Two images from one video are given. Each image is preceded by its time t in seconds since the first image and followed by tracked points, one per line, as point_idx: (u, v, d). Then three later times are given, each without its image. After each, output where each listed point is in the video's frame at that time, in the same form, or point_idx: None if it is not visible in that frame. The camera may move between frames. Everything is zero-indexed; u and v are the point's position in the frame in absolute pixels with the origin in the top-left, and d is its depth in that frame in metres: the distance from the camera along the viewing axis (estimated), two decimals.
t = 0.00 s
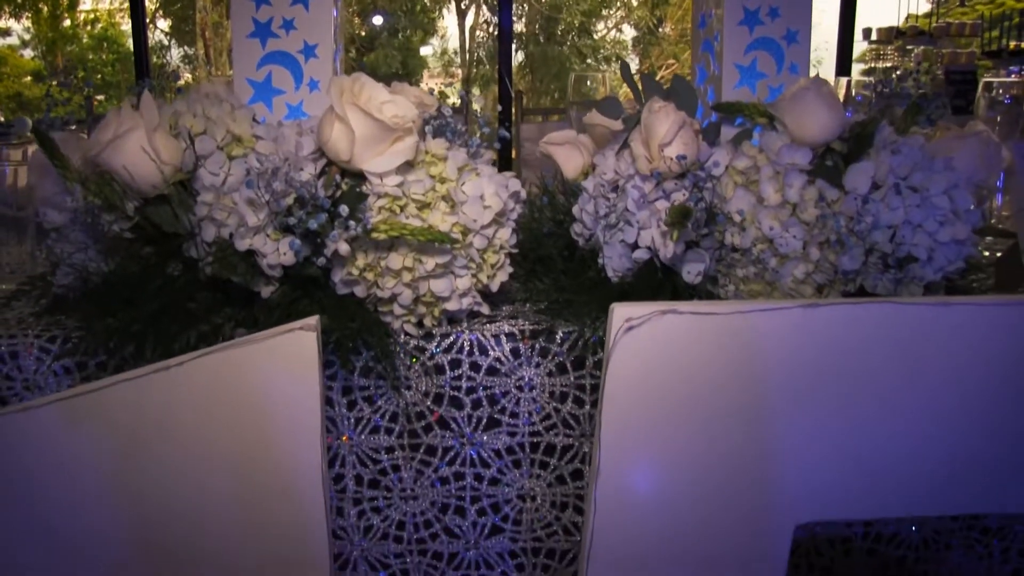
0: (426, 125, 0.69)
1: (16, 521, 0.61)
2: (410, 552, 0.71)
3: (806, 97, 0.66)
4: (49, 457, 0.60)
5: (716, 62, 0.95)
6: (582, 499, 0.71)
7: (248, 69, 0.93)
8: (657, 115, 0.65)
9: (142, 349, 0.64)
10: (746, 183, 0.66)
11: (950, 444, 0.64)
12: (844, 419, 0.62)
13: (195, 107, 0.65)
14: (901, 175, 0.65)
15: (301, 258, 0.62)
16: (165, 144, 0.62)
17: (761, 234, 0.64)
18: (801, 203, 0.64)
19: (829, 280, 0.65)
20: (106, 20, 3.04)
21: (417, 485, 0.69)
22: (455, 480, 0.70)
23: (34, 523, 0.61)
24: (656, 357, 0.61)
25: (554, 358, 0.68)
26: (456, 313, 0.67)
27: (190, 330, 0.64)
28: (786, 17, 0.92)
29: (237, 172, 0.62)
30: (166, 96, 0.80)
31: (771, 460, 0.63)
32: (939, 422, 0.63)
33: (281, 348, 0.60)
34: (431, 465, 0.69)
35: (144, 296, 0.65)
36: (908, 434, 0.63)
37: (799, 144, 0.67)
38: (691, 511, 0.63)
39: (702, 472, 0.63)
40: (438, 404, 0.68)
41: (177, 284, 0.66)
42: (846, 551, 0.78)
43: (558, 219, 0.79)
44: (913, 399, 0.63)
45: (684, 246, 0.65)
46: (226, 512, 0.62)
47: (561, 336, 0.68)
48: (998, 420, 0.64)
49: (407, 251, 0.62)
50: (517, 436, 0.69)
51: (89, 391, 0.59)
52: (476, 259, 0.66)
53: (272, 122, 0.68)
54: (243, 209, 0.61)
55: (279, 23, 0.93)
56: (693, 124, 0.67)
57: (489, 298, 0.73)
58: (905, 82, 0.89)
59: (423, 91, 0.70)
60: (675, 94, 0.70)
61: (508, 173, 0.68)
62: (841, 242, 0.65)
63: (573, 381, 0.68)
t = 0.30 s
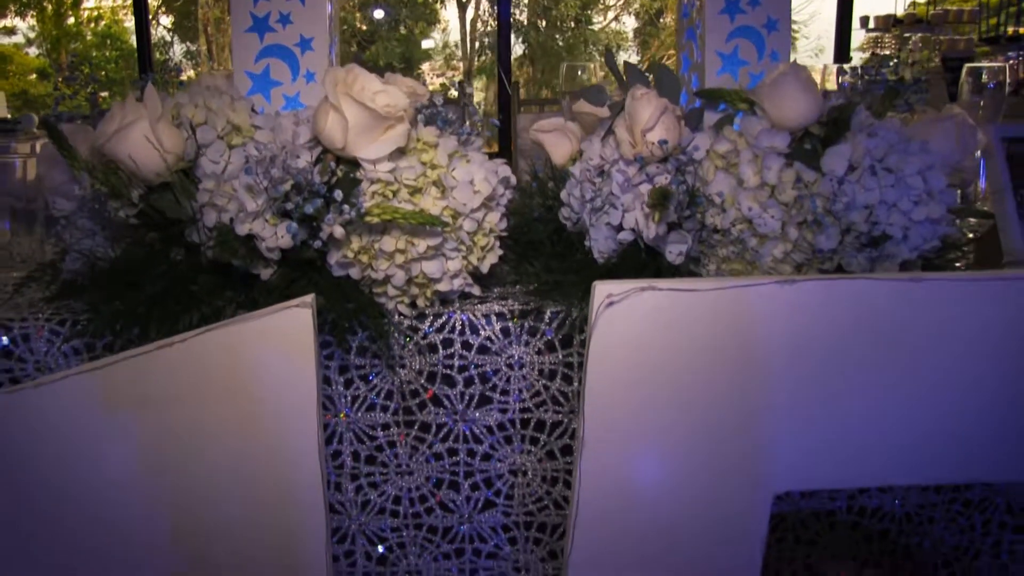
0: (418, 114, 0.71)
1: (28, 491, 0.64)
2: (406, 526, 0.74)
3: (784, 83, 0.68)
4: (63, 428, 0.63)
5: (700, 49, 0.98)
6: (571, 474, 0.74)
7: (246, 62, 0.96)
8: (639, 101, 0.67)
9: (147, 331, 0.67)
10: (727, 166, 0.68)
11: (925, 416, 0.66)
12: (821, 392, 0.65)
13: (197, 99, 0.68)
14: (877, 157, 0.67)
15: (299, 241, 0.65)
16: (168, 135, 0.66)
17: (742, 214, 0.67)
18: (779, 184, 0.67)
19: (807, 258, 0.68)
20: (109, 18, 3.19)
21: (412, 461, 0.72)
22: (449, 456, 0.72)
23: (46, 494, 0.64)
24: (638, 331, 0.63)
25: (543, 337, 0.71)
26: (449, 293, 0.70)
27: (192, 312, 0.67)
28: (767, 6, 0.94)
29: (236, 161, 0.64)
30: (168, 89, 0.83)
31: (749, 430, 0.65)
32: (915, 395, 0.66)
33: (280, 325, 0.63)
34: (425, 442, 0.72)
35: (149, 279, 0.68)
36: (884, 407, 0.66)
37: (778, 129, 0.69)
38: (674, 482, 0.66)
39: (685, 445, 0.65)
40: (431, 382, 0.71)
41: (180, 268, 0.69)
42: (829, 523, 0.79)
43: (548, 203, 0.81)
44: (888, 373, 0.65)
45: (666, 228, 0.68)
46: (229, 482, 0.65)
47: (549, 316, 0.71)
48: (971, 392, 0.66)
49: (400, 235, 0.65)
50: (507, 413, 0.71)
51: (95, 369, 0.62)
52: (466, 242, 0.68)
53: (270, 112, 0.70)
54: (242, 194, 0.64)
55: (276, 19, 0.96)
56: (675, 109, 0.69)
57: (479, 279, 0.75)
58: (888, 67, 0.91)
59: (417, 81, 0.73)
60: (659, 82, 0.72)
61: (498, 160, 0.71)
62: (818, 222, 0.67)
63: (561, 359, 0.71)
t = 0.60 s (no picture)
0: (419, 113, 0.75)
1: (52, 467, 0.68)
2: (409, 505, 0.78)
3: (768, 83, 0.72)
4: (84, 407, 0.67)
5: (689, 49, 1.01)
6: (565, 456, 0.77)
7: (257, 64, 1.00)
8: (629, 100, 0.71)
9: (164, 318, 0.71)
10: (714, 162, 0.71)
11: (903, 398, 0.70)
12: (804, 376, 0.68)
13: (210, 99, 0.72)
14: (856, 152, 0.70)
15: (307, 232, 0.69)
16: (182, 131, 0.69)
17: (727, 207, 0.69)
18: (762, 179, 0.69)
19: (789, 249, 0.71)
20: (120, 17, 3.19)
21: (414, 442, 0.76)
22: (449, 438, 0.76)
23: (69, 469, 0.68)
24: (626, 317, 0.67)
25: (539, 324, 0.74)
26: (449, 283, 0.73)
27: (207, 300, 0.71)
28: (753, 8, 0.98)
29: (247, 157, 0.68)
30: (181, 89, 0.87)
31: (733, 411, 0.68)
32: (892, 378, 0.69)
33: (289, 310, 0.67)
34: (427, 424, 0.75)
35: (164, 270, 0.73)
36: (862, 389, 0.69)
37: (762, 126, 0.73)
38: (663, 462, 0.69)
39: (675, 426, 0.68)
40: (432, 367, 0.74)
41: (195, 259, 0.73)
42: (815, 503, 0.82)
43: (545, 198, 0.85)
44: (866, 357, 0.69)
45: (654, 220, 0.71)
46: (242, 459, 0.69)
47: (544, 304, 0.74)
48: (945, 376, 0.70)
49: (402, 227, 0.69)
50: (505, 396, 0.75)
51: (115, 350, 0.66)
52: (465, 233, 0.72)
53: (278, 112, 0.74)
54: (254, 188, 0.67)
55: (285, 22, 0.99)
56: (664, 108, 0.73)
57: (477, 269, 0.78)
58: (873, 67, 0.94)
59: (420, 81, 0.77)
60: (649, 83, 0.75)
61: (496, 156, 0.74)
62: (799, 214, 0.70)
63: (556, 345, 0.75)
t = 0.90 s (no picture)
0: (426, 108, 0.80)
1: (85, 443, 0.73)
2: (417, 481, 0.82)
3: (758, 77, 0.75)
4: (115, 385, 0.72)
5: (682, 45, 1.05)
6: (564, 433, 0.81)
7: (270, 63, 1.04)
8: (624, 95, 0.75)
9: (184, 304, 0.76)
10: (705, 152, 0.75)
11: (885, 375, 0.74)
12: (793, 354, 0.72)
13: (228, 96, 0.76)
14: (841, 143, 0.74)
15: (319, 221, 0.74)
16: (202, 127, 0.73)
17: (717, 196, 0.74)
18: (751, 169, 0.73)
19: (777, 235, 0.75)
20: (127, 17, 3.15)
21: (422, 420, 0.80)
22: (456, 416, 0.80)
23: (101, 444, 0.73)
24: (621, 298, 0.70)
25: (540, 308, 0.78)
26: (454, 269, 0.77)
27: (226, 286, 0.75)
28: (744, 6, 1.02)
29: (264, 151, 0.72)
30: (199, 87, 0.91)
31: (722, 388, 0.72)
32: (877, 355, 0.73)
33: (305, 293, 0.71)
34: (434, 403, 0.80)
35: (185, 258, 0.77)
36: (848, 366, 0.73)
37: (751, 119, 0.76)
38: (657, 436, 0.73)
39: (670, 402, 0.72)
40: (439, 349, 0.78)
41: (214, 248, 0.77)
42: (804, 479, 0.87)
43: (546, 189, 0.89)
44: (851, 335, 0.73)
45: (649, 208, 0.75)
46: (262, 434, 0.74)
47: (545, 289, 0.78)
48: (928, 353, 0.74)
49: (410, 216, 0.73)
50: (508, 376, 0.79)
51: (145, 331, 0.71)
52: (469, 222, 0.76)
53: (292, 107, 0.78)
54: (270, 180, 0.71)
55: (297, 23, 1.04)
56: (659, 102, 0.76)
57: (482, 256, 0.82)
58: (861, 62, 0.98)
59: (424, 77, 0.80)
60: (644, 78, 0.79)
61: (499, 149, 0.78)
62: (786, 201, 0.74)
63: (556, 328, 0.79)
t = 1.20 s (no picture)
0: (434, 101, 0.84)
1: (119, 415, 0.79)
2: (428, 456, 0.86)
3: (751, 73, 0.79)
4: (146, 362, 0.77)
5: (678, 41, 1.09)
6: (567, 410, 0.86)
7: (286, 60, 1.09)
8: (622, 88, 0.78)
9: (207, 288, 0.81)
10: (700, 142, 0.78)
11: (870, 353, 0.78)
12: (782, 333, 0.76)
13: (248, 92, 0.80)
14: (828, 133, 0.78)
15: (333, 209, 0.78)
16: (224, 121, 0.78)
17: (710, 183, 0.78)
18: (742, 158, 0.77)
19: (767, 220, 0.79)
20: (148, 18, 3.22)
21: (432, 398, 0.84)
22: (464, 394, 0.85)
23: (133, 416, 0.79)
24: (618, 281, 0.74)
25: (543, 290, 0.82)
26: (462, 255, 0.82)
27: (246, 271, 0.80)
28: (738, 3, 1.05)
29: (281, 143, 0.77)
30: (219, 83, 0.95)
31: (714, 366, 0.76)
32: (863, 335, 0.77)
33: (322, 276, 0.76)
34: (444, 381, 0.84)
35: (207, 245, 0.81)
36: (835, 345, 0.77)
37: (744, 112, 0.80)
38: (653, 411, 0.77)
39: (665, 380, 0.76)
40: (448, 330, 0.83)
41: (234, 235, 0.82)
42: (796, 454, 0.93)
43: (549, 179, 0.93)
44: (838, 316, 0.77)
45: (645, 196, 0.79)
46: (282, 408, 0.79)
47: (548, 273, 0.82)
48: (912, 333, 0.78)
49: (419, 204, 0.77)
50: (514, 355, 0.83)
51: (172, 312, 0.76)
52: (475, 209, 0.80)
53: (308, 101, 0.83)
54: (288, 170, 0.76)
55: (312, 23, 1.08)
56: (654, 95, 0.80)
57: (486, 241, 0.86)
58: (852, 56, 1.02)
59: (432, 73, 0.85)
60: (642, 73, 0.84)
61: (504, 140, 0.82)
62: (775, 188, 0.78)
63: (559, 309, 0.82)
